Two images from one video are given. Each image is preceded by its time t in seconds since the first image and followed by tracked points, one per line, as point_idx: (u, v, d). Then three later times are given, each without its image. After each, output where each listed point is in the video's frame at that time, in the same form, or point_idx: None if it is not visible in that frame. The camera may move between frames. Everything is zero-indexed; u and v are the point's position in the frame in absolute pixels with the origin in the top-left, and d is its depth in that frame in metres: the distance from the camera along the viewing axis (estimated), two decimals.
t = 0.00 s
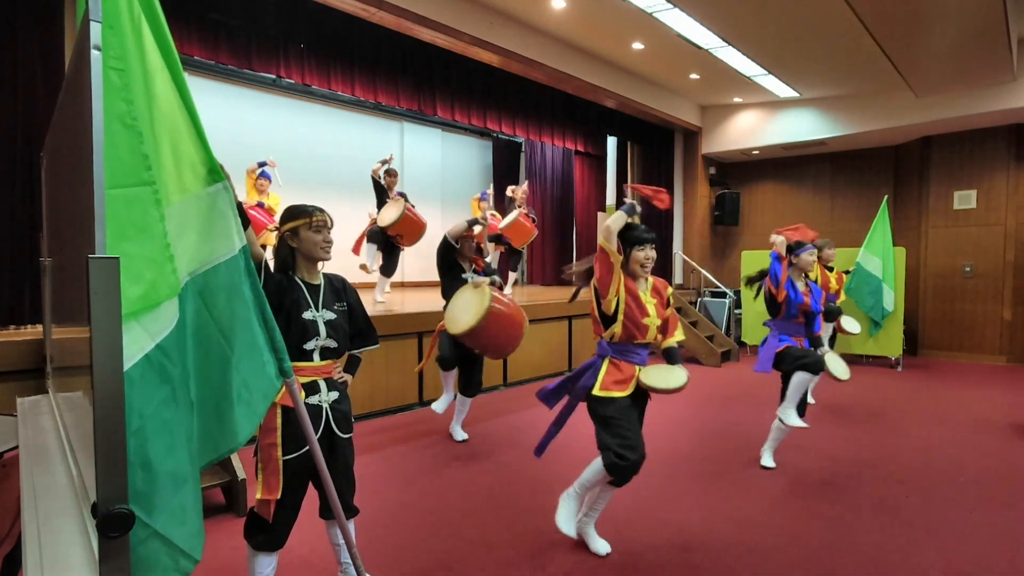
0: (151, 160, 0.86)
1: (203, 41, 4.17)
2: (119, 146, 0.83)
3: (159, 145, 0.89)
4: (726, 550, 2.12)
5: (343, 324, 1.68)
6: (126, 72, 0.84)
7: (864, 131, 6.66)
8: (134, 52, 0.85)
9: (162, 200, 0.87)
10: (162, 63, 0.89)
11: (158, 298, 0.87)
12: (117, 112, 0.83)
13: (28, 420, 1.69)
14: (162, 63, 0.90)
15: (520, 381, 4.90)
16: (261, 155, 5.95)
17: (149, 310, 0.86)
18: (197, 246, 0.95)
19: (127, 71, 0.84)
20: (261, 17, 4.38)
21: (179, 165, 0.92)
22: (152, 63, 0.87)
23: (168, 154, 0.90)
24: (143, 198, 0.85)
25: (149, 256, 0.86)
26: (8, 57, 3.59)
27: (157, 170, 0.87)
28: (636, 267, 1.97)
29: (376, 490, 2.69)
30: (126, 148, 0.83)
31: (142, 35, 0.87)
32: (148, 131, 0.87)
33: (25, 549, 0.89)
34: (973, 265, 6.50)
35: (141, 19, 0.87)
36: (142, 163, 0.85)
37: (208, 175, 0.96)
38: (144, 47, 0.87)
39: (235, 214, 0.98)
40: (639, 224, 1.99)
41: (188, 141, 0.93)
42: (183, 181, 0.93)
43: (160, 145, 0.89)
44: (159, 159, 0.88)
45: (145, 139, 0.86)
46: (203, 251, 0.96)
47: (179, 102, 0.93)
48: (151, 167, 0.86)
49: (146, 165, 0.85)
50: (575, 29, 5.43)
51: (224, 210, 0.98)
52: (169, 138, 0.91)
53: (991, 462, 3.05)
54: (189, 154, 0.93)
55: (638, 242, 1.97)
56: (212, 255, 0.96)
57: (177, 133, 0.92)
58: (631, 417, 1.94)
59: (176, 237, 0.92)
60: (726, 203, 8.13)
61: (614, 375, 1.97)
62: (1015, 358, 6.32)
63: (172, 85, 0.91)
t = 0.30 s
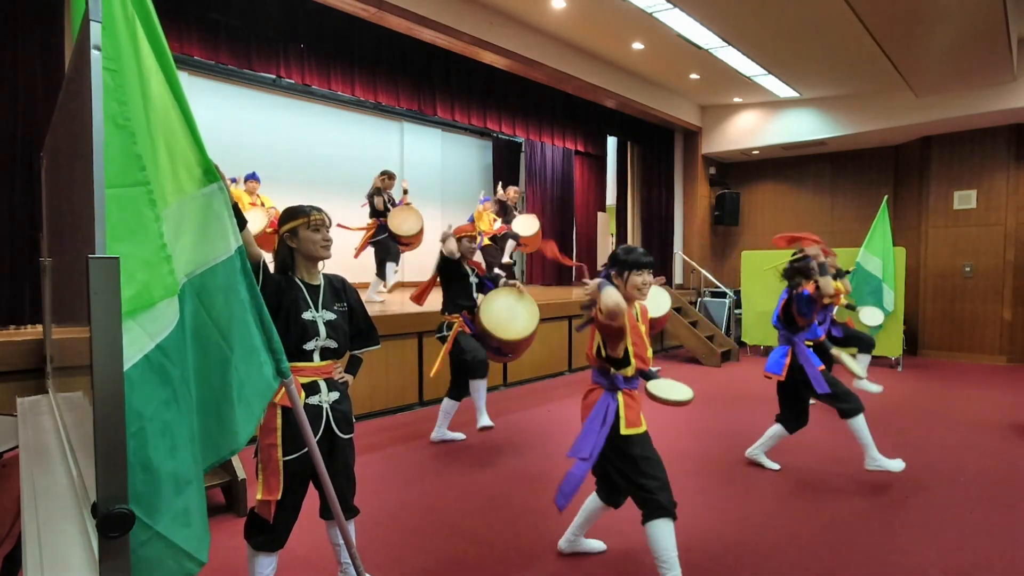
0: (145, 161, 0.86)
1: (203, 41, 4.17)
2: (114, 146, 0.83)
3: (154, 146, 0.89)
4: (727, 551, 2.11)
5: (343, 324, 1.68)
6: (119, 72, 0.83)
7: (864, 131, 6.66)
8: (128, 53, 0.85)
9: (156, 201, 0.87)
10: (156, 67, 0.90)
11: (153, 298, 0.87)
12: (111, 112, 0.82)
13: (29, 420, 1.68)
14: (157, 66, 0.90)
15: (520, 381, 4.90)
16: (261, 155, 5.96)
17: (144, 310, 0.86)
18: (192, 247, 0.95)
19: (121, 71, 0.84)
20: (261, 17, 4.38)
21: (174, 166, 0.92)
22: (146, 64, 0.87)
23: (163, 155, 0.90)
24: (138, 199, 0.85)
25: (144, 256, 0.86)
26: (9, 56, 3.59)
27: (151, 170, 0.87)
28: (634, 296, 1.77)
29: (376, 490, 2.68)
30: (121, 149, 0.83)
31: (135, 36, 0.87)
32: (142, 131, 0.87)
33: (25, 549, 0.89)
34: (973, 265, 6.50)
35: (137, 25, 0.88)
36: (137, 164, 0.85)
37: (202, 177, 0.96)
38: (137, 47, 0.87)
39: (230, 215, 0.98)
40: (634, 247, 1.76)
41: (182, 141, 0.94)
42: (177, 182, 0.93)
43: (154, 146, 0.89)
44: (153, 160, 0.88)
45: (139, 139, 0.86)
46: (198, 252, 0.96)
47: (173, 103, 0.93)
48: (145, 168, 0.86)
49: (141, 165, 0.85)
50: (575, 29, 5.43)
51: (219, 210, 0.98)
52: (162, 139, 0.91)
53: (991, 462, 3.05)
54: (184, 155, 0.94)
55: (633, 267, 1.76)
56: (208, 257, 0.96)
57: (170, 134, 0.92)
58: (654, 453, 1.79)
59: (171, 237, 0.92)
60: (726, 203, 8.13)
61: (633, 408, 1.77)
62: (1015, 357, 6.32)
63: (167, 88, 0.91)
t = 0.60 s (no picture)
0: (147, 161, 0.86)
1: (203, 41, 4.17)
2: (116, 146, 0.83)
3: (156, 145, 0.89)
4: (727, 551, 2.11)
5: (343, 324, 1.68)
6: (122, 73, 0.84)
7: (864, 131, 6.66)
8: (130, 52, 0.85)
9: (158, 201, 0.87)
10: (160, 66, 0.90)
11: (153, 297, 0.87)
12: (113, 112, 0.83)
13: (29, 419, 1.68)
14: (160, 65, 0.90)
15: (520, 381, 4.90)
16: (261, 155, 5.96)
17: (144, 309, 0.86)
18: (193, 246, 0.95)
19: (123, 71, 0.84)
20: (261, 17, 4.38)
21: (176, 165, 0.92)
22: (148, 62, 0.87)
23: (165, 154, 0.91)
24: (139, 198, 0.84)
25: (143, 256, 0.85)
26: (9, 56, 3.59)
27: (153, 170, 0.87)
28: (658, 283, 1.73)
29: (376, 490, 2.68)
30: (122, 149, 0.83)
31: (139, 35, 0.87)
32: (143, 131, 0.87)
33: (25, 548, 0.89)
34: (973, 265, 6.50)
35: (140, 24, 0.88)
36: (137, 163, 0.85)
37: (206, 176, 0.96)
38: (140, 46, 0.87)
39: (233, 214, 0.97)
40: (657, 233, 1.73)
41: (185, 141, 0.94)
42: (179, 181, 0.93)
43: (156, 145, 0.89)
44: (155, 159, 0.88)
45: (140, 139, 0.86)
46: (200, 251, 0.96)
47: (176, 100, 0.93)
48: (146, 167, 0.86)
49: (141, 165, 0.85)
50: (575, 29, 5.43)
51: (222, 209, 0.98)
52: (164, 138, 0.91)
53: (991, 462, 3.05)
54: (187, 154, 0.94)
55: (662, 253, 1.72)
56: (210, 256, 0.96)
57: (173, 133, 0.92)
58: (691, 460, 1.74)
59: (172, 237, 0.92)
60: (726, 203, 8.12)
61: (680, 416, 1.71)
62: (1015, 358, 6.32)
63: (170, 86, 0.92)
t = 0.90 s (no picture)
0: (151, 161, 0.86)
1: (203, 41, 4.17)
2: (120, 145, 0.83)
3: (159, 145, 0.89)
4: (727, 551, 2.11)
5: (343, 323, 1.68)
6: (127, 71, 0.83)
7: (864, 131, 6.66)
8: (134, 51, 0.85)
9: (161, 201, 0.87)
10: (164, 64, 0.90)
11: (154, 297, 0.86)
12: (118, 111, 0.82)
13: (29, 420, 1.68)
14: (165, 64, 0.90)
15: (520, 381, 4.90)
16: (260, 155, 5.96)
17: (146, 308, 0.86)
18: (195, 245, 0.95)
19: (128, 70, 0.84)
20: (261, 17, 4.38)
21: (180, 165, 0.93)
22: (153, 61, 0.87)
23: (168, 154, 0.90)
24: (142, 198, 0.84)
25: (145, 256, 0.85)
26: (8, 57, 3.59)
27: (156, 169, 0.87)
28: (693, 279, 1.65)
29: (376, 491, 2.68)
30: (125, 147, 0.83)
31: (144, 34, 0.87)
32: (147, 130, 0.87)
33: (25, 549, 0.89)
34: (973, 265, 6.50)
35: (145, 23, 0.87)
36: (140, 163, 0.84)
37: (210, 175, 0.96)
38: (146, 45, 0.87)
39: (237, 213, 0.98)
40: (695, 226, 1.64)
41: (189, 140, 0.94)
42: (184, 181, 0.93)
43: (159, 144, 0.88)
44: (159, 158, 0.88)
45: (145, 138, 0.86)
46: (203, 251, 0.96)
47: (181, 100, 0.93)
48: (149, 167, 0.85)
49: (145, 164, 0.85)
50: (575, 29, 5.43)
51: (226, 209, 0.98)
52: (169, 137, 0.91)
53: (992, 462, 3.04)
54: (191, 153, 0.94)
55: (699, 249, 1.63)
56: (213, 254, 0.96)
57: (177, 132, 0.92)
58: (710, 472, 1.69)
59: (174, 237, 0.92)
60: (726, 203, 8.11)
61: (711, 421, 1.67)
62: (1015, 358, 6.32)
63: (175, 86, 0.91)
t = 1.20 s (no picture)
0: (150, 160, 0.86)
1: (203, 41, 4.17)
2: (121, 145, 0.82)
3: (160, 144, 0.89)
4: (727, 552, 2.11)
5: (343, 323, 1.68)
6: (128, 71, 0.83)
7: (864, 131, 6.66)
8: (134, 50, 0.85)
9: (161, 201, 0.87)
10: (164, 64, 0.90)
11: (155, 297, 0.86)
12: (118, 111, 0.82)
13: (29, 420, 1.69)
14: (165, 62, 0.90)
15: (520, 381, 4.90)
16: (260, 154, 5.96)
17: (146, 308, 0.85)
18: (195, 245, 0.95)
19: (128, 69, 0.84)
20: (261, 18, 4.38)
21: (180, 164, 0.93)
22: (153, 61, 0.87)
23: (169, 154, 0.91)
24: (142, 198, 0.84)
25: (146, 255, 0.85)
26: (9, 56, 3.59)
27: (157, 169, 0.87)
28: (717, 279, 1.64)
29: (377, 490, 2.69)
30: (126, 146, 0.83)
31: (144, 34, 0.87)
32: (148, 130, 0.87)
33: (25, 549, 0.89)
34: (973, 265, 6.50)
35: (145, 22, 0.87)
36: (140, 163, 0.84)
37: (210, 175, 0.96)
38: (145, 44, 0.87)
39: (237, 214, 0.98)
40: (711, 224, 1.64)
41: (189, 140, 0.94)
42: (184, 181, 0.93)
43: (159, 144, 0.88)
44: (159, 158, 0.88)
45: (145, 138, 0.86)
46: (203, 251, 0.96)
47: (181, 99, 0.93)
48: (149, 167, 0.85)
49: (144, 164, 0.85)
50: (575, 29, 5.43)
51: (226, 209, 0.98)
52: (169, 137, 0.91)
53: (992, 462, 3.04)
54: (191, 153, 0.94)
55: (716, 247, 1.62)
56: (213, 254, 0.96)
57: (178, 133, 0.92)
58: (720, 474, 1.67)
59: (174, 237, 0.92)
60: (726, 203, 8.11)
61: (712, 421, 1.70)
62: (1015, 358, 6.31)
63: (175, 86, 0.91)
